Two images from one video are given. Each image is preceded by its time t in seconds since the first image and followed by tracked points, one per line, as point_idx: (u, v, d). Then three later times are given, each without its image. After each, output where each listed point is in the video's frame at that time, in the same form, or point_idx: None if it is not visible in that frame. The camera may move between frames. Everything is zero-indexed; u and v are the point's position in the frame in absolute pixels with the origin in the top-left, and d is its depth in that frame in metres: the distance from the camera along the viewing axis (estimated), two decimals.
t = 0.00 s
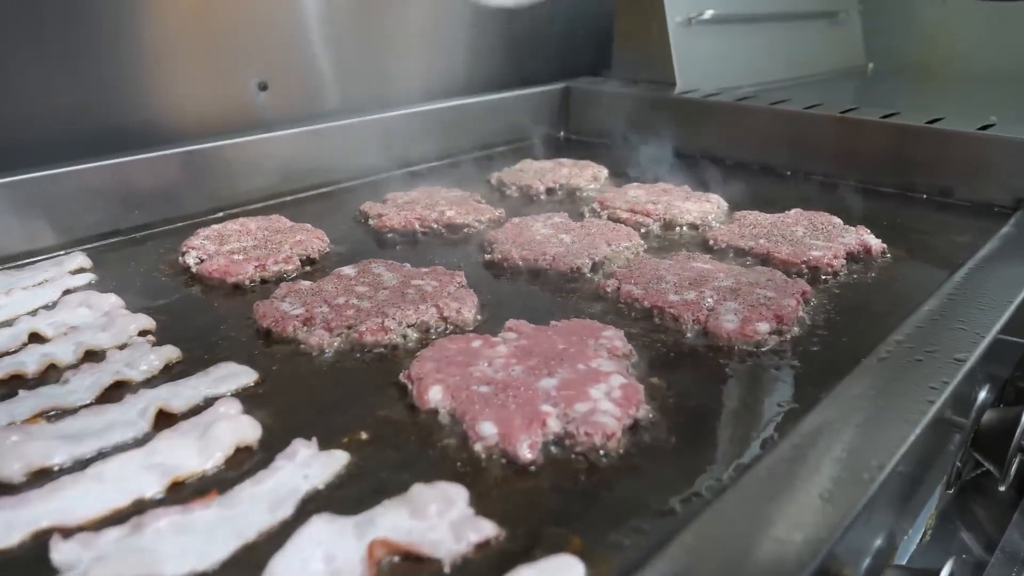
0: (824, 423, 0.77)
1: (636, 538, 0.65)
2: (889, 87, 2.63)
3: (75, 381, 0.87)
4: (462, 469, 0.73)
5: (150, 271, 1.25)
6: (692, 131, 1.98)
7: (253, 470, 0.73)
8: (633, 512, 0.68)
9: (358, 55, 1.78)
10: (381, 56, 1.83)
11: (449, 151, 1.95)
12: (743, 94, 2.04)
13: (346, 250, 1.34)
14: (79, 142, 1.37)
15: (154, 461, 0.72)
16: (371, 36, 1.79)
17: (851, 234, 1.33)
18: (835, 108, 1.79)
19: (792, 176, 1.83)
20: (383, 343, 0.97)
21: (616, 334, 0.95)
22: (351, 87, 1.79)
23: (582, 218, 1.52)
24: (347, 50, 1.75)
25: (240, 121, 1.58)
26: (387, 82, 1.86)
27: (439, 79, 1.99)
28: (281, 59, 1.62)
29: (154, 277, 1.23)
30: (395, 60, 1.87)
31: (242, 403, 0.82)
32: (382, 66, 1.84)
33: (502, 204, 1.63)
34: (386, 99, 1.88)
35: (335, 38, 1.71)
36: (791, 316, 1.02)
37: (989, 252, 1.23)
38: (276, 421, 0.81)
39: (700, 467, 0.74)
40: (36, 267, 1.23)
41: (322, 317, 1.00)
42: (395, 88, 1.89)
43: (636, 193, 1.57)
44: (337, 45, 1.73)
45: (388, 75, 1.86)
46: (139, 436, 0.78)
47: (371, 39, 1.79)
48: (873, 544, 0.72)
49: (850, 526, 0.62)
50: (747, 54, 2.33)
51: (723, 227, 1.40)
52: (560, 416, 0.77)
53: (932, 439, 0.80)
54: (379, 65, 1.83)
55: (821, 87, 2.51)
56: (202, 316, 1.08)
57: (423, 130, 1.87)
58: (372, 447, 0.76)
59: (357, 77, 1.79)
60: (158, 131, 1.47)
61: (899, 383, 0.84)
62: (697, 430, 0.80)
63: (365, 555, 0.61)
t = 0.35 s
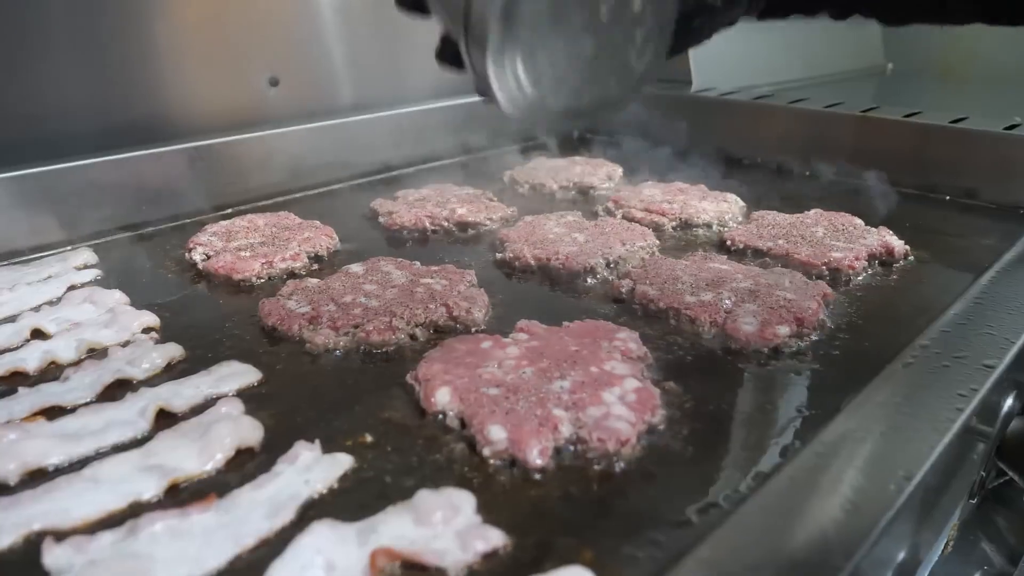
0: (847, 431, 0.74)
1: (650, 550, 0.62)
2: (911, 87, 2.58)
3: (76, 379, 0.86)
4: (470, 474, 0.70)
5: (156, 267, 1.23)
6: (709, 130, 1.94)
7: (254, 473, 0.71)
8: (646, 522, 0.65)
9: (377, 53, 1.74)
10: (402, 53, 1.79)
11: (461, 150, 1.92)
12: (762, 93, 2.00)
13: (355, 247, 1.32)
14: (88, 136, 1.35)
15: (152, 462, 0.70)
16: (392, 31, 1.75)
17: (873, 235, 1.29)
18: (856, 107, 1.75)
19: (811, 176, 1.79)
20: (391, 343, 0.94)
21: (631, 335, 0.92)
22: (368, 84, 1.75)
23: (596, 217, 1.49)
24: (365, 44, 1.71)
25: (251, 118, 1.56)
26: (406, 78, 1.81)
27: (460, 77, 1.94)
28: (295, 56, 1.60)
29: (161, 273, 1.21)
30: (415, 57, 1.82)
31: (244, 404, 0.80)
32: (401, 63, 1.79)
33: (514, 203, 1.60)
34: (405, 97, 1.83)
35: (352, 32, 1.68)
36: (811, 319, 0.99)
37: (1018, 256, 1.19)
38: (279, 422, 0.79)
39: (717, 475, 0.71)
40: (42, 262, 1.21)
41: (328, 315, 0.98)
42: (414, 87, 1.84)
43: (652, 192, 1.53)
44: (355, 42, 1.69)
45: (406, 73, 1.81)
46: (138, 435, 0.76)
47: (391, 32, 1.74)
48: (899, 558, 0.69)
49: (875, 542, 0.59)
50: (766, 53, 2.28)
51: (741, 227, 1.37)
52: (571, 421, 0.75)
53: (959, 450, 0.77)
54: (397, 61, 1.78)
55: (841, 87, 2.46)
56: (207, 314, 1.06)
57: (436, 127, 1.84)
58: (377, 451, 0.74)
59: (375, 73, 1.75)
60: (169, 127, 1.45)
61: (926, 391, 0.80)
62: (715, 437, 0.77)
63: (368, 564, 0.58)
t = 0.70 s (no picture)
0: (855, 436, 0.71)
1: (649, 558, 0.59)
2: (916, 86, 2.54)
3: (58, 377, 0.83)
4: (462, 477, 0.67)
5: (146, 263, 1.20)
6: (712, 128, 1.91)
7: (238, 475, 0.68)
8: (645, 529, 0.62)
9: (380, 48, 1.72)
10: (403, 50, 1.76)
11: (461, 146, 1.89)
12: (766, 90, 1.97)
13: (350, 244, 1.29)
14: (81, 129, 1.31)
15: (132, 464, 0.67)
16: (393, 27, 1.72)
17: (879, 234, 1.26)
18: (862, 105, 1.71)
19: (816, 175, 1.76)
20: (384, 341, 0.92)
21: (632, 335, 0.89)
22: (369, 79, 1.72)
23: (597, 215, 1.46)
24: (366, 39, 1.68)
25: (248, 113, 1.53)
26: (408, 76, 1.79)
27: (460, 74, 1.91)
28: (294, 50, 1.56)
29: (150, 269, 1.18)
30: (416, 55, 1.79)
31: (230, 403, 0.77)
32: (403, 59, 1.76)
33: (513, 200, 1.57)
34: (406, 94, 1.80)
35: (354, 26, 1.65)
36: (818, 319, 0.96)
37: None
38: (265, 422, 0.76)
39: (720, 480, 0.68)
40: (29, 257, 1.18)
41: (320, 313, 0.95)
42: (415, 85, 1.81)
43: (654, 190, 1.50)
44: (358, 37, 1.66)
45: (408, 69, 1.78)
46: (119, 436, 0.73)
47: (392, 28, 1.72)
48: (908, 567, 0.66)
49: (886, 552, 0.56)
50: (770, 50, 2.25)
51: (745, 225, 1.34)
52: (569, 423, 0.72)
53: (971, 455, 0.74)
54: (399, 57, 1.75)
55: (845, 85, 2.43)
56: (197, 311, 1.03)
57: (435, 123, 1.81)
58: (366, 453, 0.71)
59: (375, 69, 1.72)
60: (163, 120, 1.41)
61: (937, 394, 0.77)
62: (717, 440, 0.74)
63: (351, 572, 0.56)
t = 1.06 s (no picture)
0: (873, 437, 0.69)
1: (663, 564, 0.57)
2: (923, 83, 2.51)
3: (50, 373, 0.80)
4: (468, 478, 0.65)
5: (143, 257, 1.18)
6: (717, 123, 1.88)
7: (236, 475, 0.66)
8: (658, 534, 0.60)
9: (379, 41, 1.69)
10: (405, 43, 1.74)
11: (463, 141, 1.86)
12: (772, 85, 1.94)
13: (351, 238, 1.27)
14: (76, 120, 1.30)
15: (126, 463, 0.65)
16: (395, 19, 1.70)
17: (891, 230, 1.23)
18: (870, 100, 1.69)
19: (823, 171, 1.73)
20: (386, 337, 0.89)
21: (641, 332, 0.87)
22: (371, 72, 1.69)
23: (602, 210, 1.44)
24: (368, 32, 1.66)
25: (247, 105, 1.50)
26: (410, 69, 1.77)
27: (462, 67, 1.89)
28: (295, 42, 1.54)
29: (148, 263, 1.16)
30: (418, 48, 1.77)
31: (227, 401, 0.75)
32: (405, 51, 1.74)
33: (517, 195, 1.54)
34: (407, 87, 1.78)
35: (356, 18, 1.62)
36: (831, 316, 0.94)
37: None
38: (264, 421, 0.73)
39: (735, 482, 0.66)
40: (23, 251, 1.16)
41: (320, 308, 0.93)
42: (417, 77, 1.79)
43: (660, 185, 1.48)
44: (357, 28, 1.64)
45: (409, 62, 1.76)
46: (113, 434, 0.71)
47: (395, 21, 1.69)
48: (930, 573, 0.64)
49: (909, 559, 0.54)
50: (776, 45, 2.22)
51: (754, 221, 1.32)
52: (578, 422, 0.69)
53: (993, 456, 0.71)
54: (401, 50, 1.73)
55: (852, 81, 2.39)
56: (194, 306, 1.01)
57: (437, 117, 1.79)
58: (368, 453, 0.69)
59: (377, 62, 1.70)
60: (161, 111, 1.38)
61: (956, 394, 0.75)
62: (731, 440, 0.72)
63: None
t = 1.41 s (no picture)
0: (876, 438, 0.67)
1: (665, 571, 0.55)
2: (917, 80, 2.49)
3: (29, 373, 0.78)
4: (463, 483, 0.63)
5: (127, 254, 1.15)
6: (711, 119, 1.86)
7: (223, 479, 0.63)
8: (661, 540, 0.58)
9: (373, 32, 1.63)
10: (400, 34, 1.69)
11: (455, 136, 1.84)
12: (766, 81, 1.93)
13: (341, 235, 1.24)
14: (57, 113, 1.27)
15: (108, 468, 0.62)
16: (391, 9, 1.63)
17: (888, 227, 1.22)
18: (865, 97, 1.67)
19: (818, 168, 1.72)
20: (377, 336, 0.87)
21: (639, 331, 0.85)
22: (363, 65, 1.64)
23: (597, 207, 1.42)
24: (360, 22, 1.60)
25: (236, 99, 1.46)
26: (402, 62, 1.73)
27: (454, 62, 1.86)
28: (285, 33, 1.48)
29: (131, 259, 1.13)
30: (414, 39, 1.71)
31: (213, 403, 0.72)
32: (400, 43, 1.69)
33: (510, 191, 1.52)
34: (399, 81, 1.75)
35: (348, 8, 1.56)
36: (830, 315, 0.92)
37: None
38: (252, 423, 0.71)
39: (737, 486, 0.64)
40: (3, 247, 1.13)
41: (310, 306, 0.90)
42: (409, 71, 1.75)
43: (655, 181, 1.46)
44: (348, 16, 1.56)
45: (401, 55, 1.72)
46: (94, 437, 0.68)
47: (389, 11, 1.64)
48: None
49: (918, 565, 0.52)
50: (769, 42, 2.20)
51: (750, 218, 1.30)
52: (576, 424, 0.67)
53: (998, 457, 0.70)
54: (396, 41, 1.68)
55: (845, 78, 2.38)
56: (179, 303, 0.98)
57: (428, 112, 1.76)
58: (359, 456, 0.66)
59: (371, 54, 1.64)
60: (146, 104, 1.35)
61: (960, 395, 0.73)
62: (732, 443, 0.70)
63: None
